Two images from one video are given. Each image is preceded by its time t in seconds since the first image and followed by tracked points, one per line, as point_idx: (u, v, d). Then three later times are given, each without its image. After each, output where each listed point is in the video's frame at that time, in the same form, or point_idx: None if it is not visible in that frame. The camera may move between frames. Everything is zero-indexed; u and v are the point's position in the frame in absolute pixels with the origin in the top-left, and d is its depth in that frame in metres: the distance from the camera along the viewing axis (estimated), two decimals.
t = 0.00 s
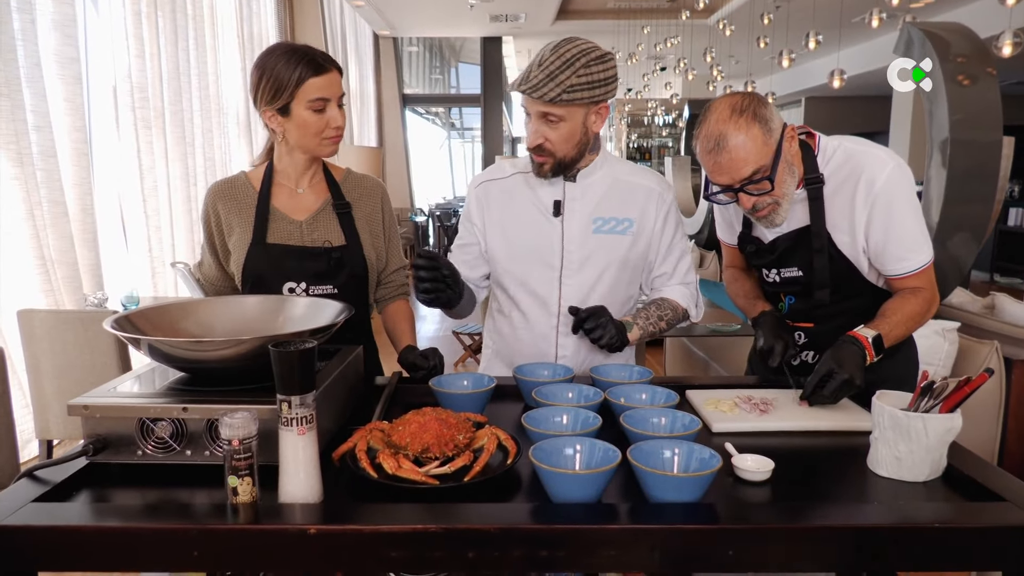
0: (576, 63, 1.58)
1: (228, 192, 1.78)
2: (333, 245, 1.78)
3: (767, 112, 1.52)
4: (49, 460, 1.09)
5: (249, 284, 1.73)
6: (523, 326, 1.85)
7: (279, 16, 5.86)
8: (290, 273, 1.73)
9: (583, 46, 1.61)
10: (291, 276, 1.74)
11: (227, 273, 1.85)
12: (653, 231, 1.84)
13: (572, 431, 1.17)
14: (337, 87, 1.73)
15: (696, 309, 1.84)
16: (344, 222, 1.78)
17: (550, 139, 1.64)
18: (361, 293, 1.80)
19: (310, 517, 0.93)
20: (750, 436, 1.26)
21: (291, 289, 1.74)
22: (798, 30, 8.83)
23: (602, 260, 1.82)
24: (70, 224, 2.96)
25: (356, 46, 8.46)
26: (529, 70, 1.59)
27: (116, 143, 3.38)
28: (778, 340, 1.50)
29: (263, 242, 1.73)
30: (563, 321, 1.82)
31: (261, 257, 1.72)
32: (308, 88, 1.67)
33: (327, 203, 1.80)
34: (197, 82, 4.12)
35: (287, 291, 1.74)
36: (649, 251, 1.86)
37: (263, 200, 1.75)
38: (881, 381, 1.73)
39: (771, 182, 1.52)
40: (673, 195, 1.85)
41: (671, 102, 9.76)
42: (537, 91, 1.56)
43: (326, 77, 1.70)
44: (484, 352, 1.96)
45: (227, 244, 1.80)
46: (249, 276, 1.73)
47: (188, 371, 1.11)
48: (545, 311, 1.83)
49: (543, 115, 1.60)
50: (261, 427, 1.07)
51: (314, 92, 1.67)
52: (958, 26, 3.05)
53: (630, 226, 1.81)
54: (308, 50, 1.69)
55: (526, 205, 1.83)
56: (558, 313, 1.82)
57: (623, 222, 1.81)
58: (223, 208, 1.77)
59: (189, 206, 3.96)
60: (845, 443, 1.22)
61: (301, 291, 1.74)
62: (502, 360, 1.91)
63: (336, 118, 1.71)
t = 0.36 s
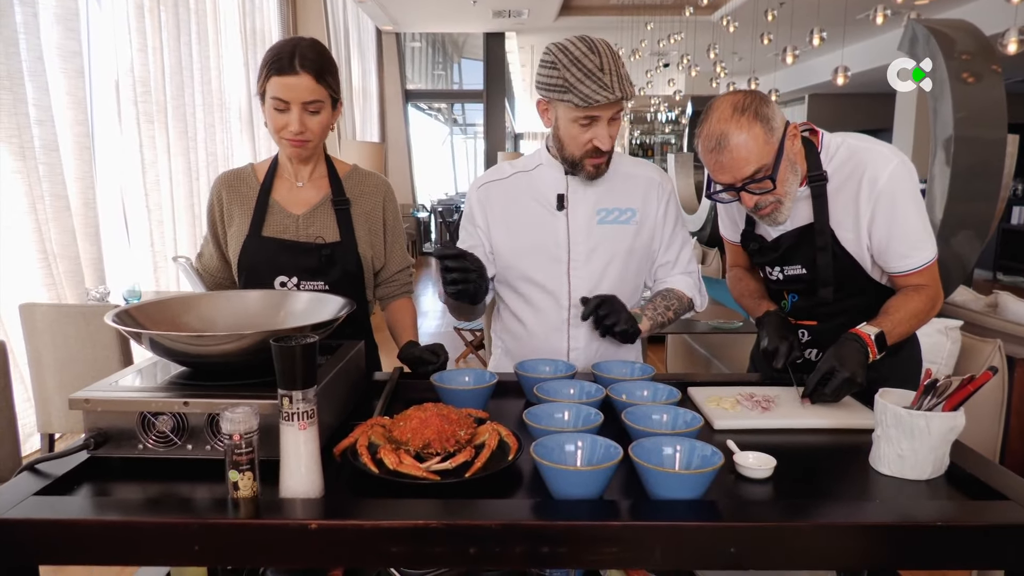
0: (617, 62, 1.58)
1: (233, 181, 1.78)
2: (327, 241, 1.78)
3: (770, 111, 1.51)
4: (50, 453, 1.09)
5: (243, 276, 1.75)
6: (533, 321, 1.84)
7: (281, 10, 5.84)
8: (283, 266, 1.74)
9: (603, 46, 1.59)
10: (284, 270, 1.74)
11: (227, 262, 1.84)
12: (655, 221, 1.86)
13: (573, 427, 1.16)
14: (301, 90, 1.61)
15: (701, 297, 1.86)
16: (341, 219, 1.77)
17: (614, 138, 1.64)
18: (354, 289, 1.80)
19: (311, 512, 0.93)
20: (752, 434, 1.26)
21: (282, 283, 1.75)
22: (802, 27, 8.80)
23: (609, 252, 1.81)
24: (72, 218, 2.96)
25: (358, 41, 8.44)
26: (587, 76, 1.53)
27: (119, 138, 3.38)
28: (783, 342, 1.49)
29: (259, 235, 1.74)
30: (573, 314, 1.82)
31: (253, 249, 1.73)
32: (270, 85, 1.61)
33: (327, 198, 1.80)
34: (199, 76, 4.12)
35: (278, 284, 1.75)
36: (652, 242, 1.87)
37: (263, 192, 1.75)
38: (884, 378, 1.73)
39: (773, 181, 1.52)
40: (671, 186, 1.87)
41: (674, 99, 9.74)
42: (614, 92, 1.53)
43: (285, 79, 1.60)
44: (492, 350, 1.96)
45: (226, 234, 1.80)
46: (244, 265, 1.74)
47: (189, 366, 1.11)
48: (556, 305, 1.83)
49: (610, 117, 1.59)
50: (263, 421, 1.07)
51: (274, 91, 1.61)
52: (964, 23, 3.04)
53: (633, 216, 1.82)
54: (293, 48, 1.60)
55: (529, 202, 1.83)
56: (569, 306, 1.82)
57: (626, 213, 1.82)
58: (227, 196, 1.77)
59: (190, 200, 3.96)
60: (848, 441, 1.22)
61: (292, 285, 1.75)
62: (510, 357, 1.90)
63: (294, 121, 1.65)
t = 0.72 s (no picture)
0: (611, 57, 1.57)
1: (230, 181, 1.77)
2: (331, 237, 1.78)
3: (772, 109, 1.50)
4: (51, 450, 1.09)
5: (245, 273, 1.74)
6: (538, 317, 1.84)
7: (283, 6, 5.83)
8: (286, 264, 1.73)
9: (597, 40, 1.59)
10: (287, 267, 1.74)
11: (227, 263, 1.84)
12: (658, 218, 1.86)
13: (575, 425, 1.16)
14: (310, 93, 1.61)
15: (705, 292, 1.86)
16: (342, 214, 1.77)
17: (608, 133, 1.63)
18: (356, 284, 1.79)
19: (312, 509, 0.92)
20: (753, 432, 1.25)
21: (286, 280, 1.75)
22: (805, 24, 8.77)
23: (614, 248, 1.81)
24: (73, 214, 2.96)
25: (360, 37, 8.43)
26: (578, 70, 1.53)
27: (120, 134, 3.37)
28: (787, 341, 1.49)
29: (261, 233, 1.73)
30: (579, 311, 1.81)
31: (256, 247, 1.72)
32: (276, 91, 1.60)
33: (326, 195, 1.80)
34: (200, 72, 4.11)
35: (282, 282, 1.75)
36: (655, 239, 1.87)
37: (262, 189, 1.75)
38: (886, 377, 1.72)
39: (776, 180, 1.51)
40: (673, 183, 1.87)
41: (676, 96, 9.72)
42: (608, 87, 1.53)
43: (296, 84, 1.59)
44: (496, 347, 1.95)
45: (226, 235, 1.80)
46: (246, 264, 1.73)
47: (190, 362, 1.11)
48: (562, 300, 1.82)
49: (602, 112, 1.58)
50: (263, 418, 1.07)
51: (281, 97, 1.60)
52: (967, 20, 3.02)
53: (638, 212, 1.82)
54: (290, 52, 1.59)
55: (533, 199, 1.83)
56: (575, 301, 1.81)
57: (630, 209, 1.81)
58: (225, 196, 1.77)
59: (191, 197, 3.96)
60: (850, 440, 1.21)
61: (296, 282, 1.75)
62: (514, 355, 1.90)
63: (306, 125, 1.64)
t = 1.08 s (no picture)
0: (592, 52, 1.58)
1: (230, 181, 1.77)
2: (331, 235, 1.78)
3: (771, 109, 1.50)
4: (51, 450, 1.09)
5: (247, 271, 1.73)
6: (539, 315, 1.84)
7: (282, 5, 5.82)
8: (287, 263, 1.73)
9: (595, 35, 1.61)
10: (288, 266, 1.74)
11: (227, 263, 1.84)
12: (665, 221, 1.85)
13: (575, 424, 1.16)
14: (340, 85, 1.69)
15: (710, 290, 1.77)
16: (342, 212, 1.77)
17: (560, 124, 1.63)
18: (357, 283, 1.79)
19: (313, 509, 0.92)
20: (754, 432, 1.25)
21: (288, 279, 1.75)
22: (805, 22, 8.76)
23: (617, 249, 1.81)
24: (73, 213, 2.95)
25: (360, 36, 8.42)
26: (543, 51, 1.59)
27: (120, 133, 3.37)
28: (789, 343, 1.48)
29: (262, 232, 1.73)
30: (579, 310, 1.81)
31: (257, 246, 1.72)
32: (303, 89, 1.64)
33: (327, 194, 1.80)
34: (200, 71, 4.11)
35: (284, 281, 1.75)
36: (661, 243, 1.87)
37: (263, 189, 1.75)
38: (887, 377, 1.72)
39: (773, 180, 1.51)
40: (681, 186, 1.86)
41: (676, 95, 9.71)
42: (552, 71, 1.56)
43: (328, 75, 1.66)
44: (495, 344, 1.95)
45: (226, 234, 1.80)
46: (247, 264, 1.73)
47: (191, 363, 1.11)
48: (563, 299, 1.82)
49: (553, 98, 1.60)
50: (264, 418, 1.07)
51: (314, 90, 1.64)
52: (968, 18, 3.01)
53: (643, 214, 1.81)
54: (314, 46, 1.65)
55: (539, 197, 1.83)
56: (575, 301, 1.81)
57: (636, 211, 1.80)
58: (225, 196, 1.76)
59: (190, 196, 3.96)
60: (851, 439, 1.21)
61: (297, 281, 1.74)
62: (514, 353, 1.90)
63: (334, 117, 1.69)
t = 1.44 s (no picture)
0: (586, 58, 1.57)
1: (231, 181, 1.77)
2: (333, 236, 1.78)
3: (773, 105, 1.50)
4: (51, 453, 1.09)
5: (248, 273, 1.73)
6: (534, 312, 1.86)
7: (280, 6, 5.82)
8: (288, 263, 1.73)
9: (592, 40, 1.61)
10: (290, 267, 1.74)
11: (228, 264, 1.84)
12: (666, 225, 1.83)
13: (576, 425, 1.16)
14: (346, 78, 1.70)
15: (709, 305, 1.77)
16: (343, 213, 1.77)
17: (557, 129, 1.64)
18: (358, 284, 1.79)
19: (313, 511, 0.92)
20: (755, 431, 1.25)
21: (289, 280, 1.74)
22: (804, 21, 8.76)
23: (613, 251, 1.81)
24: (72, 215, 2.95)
25: (359, 36, 8.41)
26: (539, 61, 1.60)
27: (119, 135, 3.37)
28: (788, 343, 1.48)
29: (263, 233, 1.73)
30: (573, 310, 1.81)
31: (259, 247, 1.72)
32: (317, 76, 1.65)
33: (328, 195, 1.79)
34: (199, 72, 4.10)
35: (285, 282, 1.74)
36: (662, 245, 1.85)
37: (263, 190, 1.74)
38: (886, 376, 1.73)
39: (776, 176, 1.51)
40: (686, 192, 1.85)
41: (675, 94, 9.71)
42: (543, 81, 1.57)
43: (333, 68, 1.68)
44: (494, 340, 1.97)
45: (227, 236, 1.80)
46: (248, 265, 1.73)
47: (191, 364, 1.11)
48: (557, 297, 1.83)
49: (549, 104, 1.61)
50: (264, 420, 1.07)
51: (322, 81, 1.66)
52: (967, 17, 3.01)
53: (643, 218, 1.81)
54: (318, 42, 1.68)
55: (542, 194, 1.84)
56: (569, 299, 1.82)
57: (636, 213, 1.80)
58: (226, 197, 1.76)
59: (190, 197, 3.96)
60: (851, 438, 1.21)
61: (298, 282, 1.74)
62: (510, 351, 1.91)
63: (342, 110, 1.69)
